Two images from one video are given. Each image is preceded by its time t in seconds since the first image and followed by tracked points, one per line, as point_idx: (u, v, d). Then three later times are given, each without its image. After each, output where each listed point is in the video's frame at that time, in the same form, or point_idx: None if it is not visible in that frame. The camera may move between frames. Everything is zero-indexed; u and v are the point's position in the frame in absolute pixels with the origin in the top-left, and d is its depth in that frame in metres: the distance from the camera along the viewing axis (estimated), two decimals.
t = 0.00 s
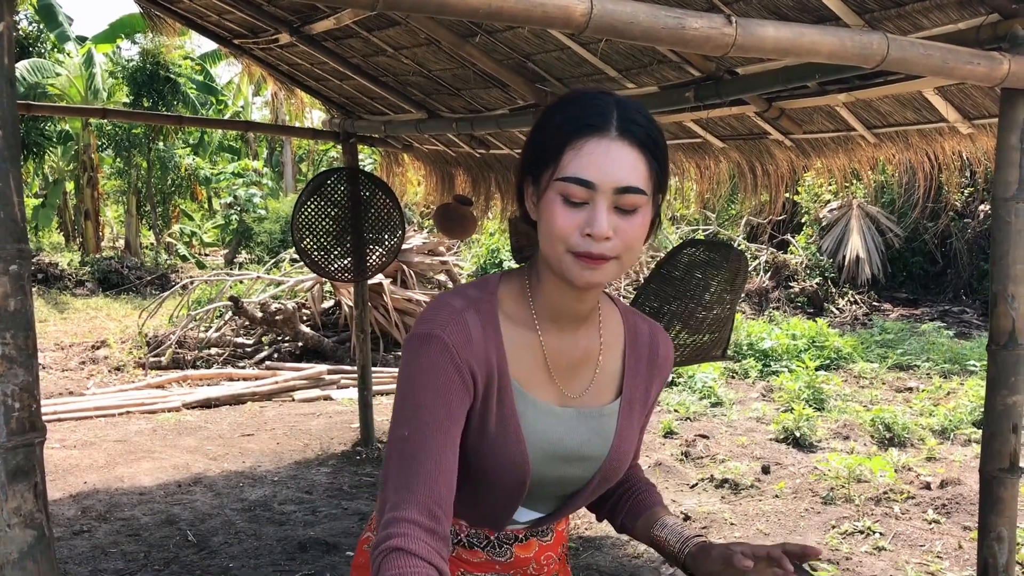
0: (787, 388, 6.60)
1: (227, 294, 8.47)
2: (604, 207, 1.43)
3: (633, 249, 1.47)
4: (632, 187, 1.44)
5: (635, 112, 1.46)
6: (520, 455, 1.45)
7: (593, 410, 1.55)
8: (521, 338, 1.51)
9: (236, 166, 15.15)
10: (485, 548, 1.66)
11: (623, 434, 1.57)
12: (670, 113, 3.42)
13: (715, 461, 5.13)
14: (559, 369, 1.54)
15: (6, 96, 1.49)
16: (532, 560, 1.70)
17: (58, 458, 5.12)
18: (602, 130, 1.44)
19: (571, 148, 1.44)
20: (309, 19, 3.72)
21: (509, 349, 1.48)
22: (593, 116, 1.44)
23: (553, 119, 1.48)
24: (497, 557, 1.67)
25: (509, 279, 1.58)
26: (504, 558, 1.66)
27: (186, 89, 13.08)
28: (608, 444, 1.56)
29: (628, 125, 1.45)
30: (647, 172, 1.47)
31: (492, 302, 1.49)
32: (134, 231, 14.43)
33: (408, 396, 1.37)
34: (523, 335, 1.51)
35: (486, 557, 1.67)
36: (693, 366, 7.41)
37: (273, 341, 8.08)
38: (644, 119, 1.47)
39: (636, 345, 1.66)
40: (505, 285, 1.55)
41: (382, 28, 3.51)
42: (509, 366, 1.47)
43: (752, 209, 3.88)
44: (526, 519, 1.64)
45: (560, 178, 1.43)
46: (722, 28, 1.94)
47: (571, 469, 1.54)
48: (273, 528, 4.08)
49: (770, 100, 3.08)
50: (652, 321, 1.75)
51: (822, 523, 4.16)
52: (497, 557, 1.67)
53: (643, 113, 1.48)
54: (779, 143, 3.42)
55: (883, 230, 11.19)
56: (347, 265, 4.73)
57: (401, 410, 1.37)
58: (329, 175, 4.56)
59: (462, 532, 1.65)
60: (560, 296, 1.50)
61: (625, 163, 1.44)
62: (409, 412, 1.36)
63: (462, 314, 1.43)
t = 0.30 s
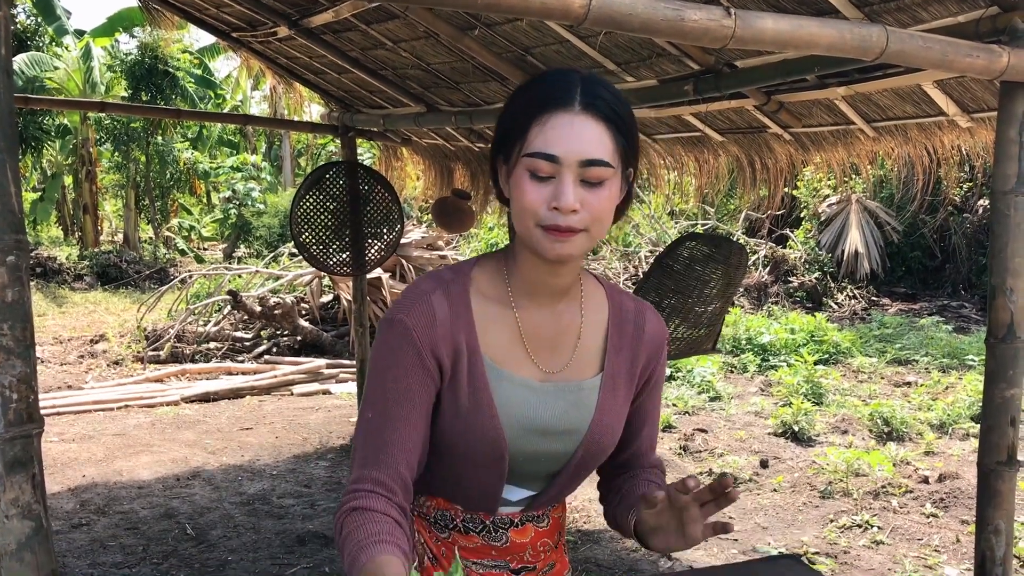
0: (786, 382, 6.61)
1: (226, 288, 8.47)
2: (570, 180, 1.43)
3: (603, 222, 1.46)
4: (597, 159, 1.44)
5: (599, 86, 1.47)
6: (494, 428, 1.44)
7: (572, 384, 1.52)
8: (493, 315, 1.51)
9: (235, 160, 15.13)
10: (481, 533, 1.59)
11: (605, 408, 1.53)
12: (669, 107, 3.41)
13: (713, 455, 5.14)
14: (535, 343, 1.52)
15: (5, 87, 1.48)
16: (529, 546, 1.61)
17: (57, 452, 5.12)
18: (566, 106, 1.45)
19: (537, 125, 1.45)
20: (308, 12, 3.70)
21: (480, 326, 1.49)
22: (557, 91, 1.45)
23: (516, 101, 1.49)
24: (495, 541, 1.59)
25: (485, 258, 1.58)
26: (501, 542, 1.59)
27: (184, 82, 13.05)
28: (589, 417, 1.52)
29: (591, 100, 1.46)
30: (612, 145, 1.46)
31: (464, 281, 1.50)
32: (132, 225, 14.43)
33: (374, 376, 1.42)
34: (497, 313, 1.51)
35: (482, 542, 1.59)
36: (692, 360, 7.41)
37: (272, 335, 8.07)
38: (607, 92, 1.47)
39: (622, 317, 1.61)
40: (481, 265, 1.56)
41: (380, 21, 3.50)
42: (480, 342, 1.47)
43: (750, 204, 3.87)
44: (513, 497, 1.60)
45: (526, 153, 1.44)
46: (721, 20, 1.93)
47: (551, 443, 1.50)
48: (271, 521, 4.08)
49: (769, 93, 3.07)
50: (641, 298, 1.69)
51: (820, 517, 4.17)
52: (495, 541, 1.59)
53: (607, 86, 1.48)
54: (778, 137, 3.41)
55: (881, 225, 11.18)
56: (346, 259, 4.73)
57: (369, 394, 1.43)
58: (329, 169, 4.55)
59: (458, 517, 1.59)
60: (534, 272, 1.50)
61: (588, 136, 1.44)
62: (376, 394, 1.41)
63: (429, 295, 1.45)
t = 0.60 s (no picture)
0: (784, 378, 6.62)
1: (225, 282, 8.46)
2: (542, 154, 1.44)
3: (574, 197, 1.47)
4: (568, 135, 1.45)
5: (572, 67, 1.48)
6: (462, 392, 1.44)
7: (543, 355, 1.51)
8: (466, 286, 1.52)
9: (233, 154, 15.09)
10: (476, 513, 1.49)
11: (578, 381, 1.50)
12: (669, 102, 3.40)
13: (711, 450, 5.15)
14: (507, 314, 1.52)
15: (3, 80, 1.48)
16: (524, 527, 1.53)
17: (55, 445, 5.12)
18: (539, 83, 1.46)
19: (510, 101, 1.46)
20: (307, 6, 3.69)
21: (453, 295, 1.51)
22: (531, 69, 1.47)
23: (492, 80, 1.52)
24: (490, 521, 1.51)
25: (465, 234, 1.60)
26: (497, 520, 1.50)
27: (183, 76, 13.03)
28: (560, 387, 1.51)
29: (564, 79, 1.47)
30: (582, 124, 1.48)
31: (439, 253, 1.53)
32: (131, 219, 14.41)
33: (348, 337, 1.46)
34: (470, 283, 1.52)
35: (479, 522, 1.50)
36: (690, 356, 7.40)
37: (270, 329, 8.06)
38: (582, 75, 1.50)
39: (598, 292, 1.59)
40: (459, 241, 1.58)
41: (379, 15, 3.49)
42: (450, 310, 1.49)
43: (750, 199, 3.87)
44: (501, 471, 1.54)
45: (500, 128, 1.45)
46: (722, 15, 1.93)
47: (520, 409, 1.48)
48: (270, 515, 4.09)
49: (769, 89, 3.06)
50: (624, 279, 1.66)
51: (818, 512, 4.18)
52: (490, 520, 1.51)
53: (580, 68, 1.50)
54: (778, 132, 3.40)
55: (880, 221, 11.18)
56: (345, 253, 4.72)
57: (344, 355, 1.47)
58: (327, 163, 4.53)
59: (453, 499, 1.49)
60: (507, 244, 1.51)
61: (560, 111, 1.45)
62: (348, 354, 1.45)
63: (404, 263, 1.49)
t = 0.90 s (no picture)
0: (782, 375, 6.63)
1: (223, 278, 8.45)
2: (513, 154, 1.46)
3: (547, 191, 1.51)
4: (538, 125, 1.47)
5: (540, 62, 1.49)
6: (453, 379, 1.44)
7: (533, 335, 1.51)
8: (451, 277, 1.53)
9: (232, 150, 15.05)
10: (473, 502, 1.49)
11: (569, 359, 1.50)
12: (668, 99, 3.39)
13: (709, 447, 5.15)
14: (494, 300, 1.53)
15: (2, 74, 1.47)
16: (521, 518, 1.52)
17: (53, 441, 5.12)
18: (508, 81, 1.47)
19: (481, 101, 1.47)
20: (307, 2, 3.68)
21: (438, 287, 1.52)
22: (499, 68, 1.48)
23: (461, 82, 1.53)
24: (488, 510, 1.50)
25: (445, 231, 1.62)
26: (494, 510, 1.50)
27: (182, 72, 13.01)
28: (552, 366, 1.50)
29: (532, 76, 1.48)
30: (553, 118, 1.50)
31: (421, 249, 1.54)
32: (130, 214, 14.41)
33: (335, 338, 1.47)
34: (454, 275, 1.54)
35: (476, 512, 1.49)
36: (689, 353, 7.39)
37: (269, 325, 8.05)
38: (551, 70, 1.50)
39: (581, 274, 1.61)
40: (440, 238, 1.60)
41: (379, 11, 3.48)
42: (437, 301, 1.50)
43: (748, 196, 3.87)
44: (500, 455, 1.54)
45: (473, 128, 1.47)
46: (721, 12, 1.92)
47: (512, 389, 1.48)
48: (268, 511, 4.09)
49: (769, 86, 3.05)
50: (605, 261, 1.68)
51: (816, 509, 4.19)
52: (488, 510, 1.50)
53: (548, 63, 1.50)
54: (777, 129, 3.40)
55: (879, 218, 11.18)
56: (344, 250, 4.72)
57: (336, 357, 1.48)
58: (326, 159, 4.53)
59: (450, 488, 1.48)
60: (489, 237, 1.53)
61: (530, 107, 1.47)
62: (339, 355, 1.47)
63: (386, 260, 1.50)
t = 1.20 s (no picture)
0: (781, 373, 6.63)
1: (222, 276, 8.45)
2: (502, 151, 1.46)
3: (537, 183, 1.51)
4: (524, 119, 1.47)
5: (525, 62, 1.49)
6: (445, 370, 1.45)
7: (524, 327, 1.52)
8: (441, 271, 1.53)
9: (231, 148, 15.04)
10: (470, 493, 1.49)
11: (560, 350, 1.51)
12: (668, 98, 3.39)
13: (708, 446, 5.15)
14: (485, 293, 1.54)
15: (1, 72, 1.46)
16: (518, 508, 1.52)
17: (52, 439, 5.11)
18: (494, 79, 1.47)
19: (468, 101, 1.47)
20: None
21: (429, 282, 1.52)
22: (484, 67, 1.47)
23: (445, 80, 1.53)
24: (484, 501, 1.50)
25: (434, 227, 1.62)
26: (490, 500, 1.49)
27: (181, 70, 13.02)
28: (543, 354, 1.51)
29: (517, 75, 1.48)
30: (540, 115, 1.49)
31: (411, 245, 1.54)
32: (129, 212, 14.42)
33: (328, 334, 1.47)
34: (444, 269, 1.54)
35: (473, 503, 1.49)
36: (688, 351, 7.37)
37: (268, 323, 8.05)
38: (534, 69, 1.50)
39: (570, 266, 1.62)
40: (428, 233, 1.60)
41: (378, 9, 3.48)
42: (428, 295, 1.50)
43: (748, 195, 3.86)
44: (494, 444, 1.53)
45: (460, 126, 1.47)
46: (721, 9, 1.91)
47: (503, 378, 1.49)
48: (267, 510, 4.09)
49: (768, 84, 3.05)
50: (593, 254, 1.68)
51: (815, 508, 4.19)
52: (484, 501, 1.50)
53: (532, 62, 1.50)
54: (777, 128, 3.40)
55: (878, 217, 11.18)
56: (343, 248, 4.70)
57: (328, 352, 1.49)
58: (325, 158, 4.54)
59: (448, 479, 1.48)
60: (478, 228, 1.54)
61: (517, 105, 1.47)
62: (331, 350, 1.47)
63: (376, 257, 1.50)
